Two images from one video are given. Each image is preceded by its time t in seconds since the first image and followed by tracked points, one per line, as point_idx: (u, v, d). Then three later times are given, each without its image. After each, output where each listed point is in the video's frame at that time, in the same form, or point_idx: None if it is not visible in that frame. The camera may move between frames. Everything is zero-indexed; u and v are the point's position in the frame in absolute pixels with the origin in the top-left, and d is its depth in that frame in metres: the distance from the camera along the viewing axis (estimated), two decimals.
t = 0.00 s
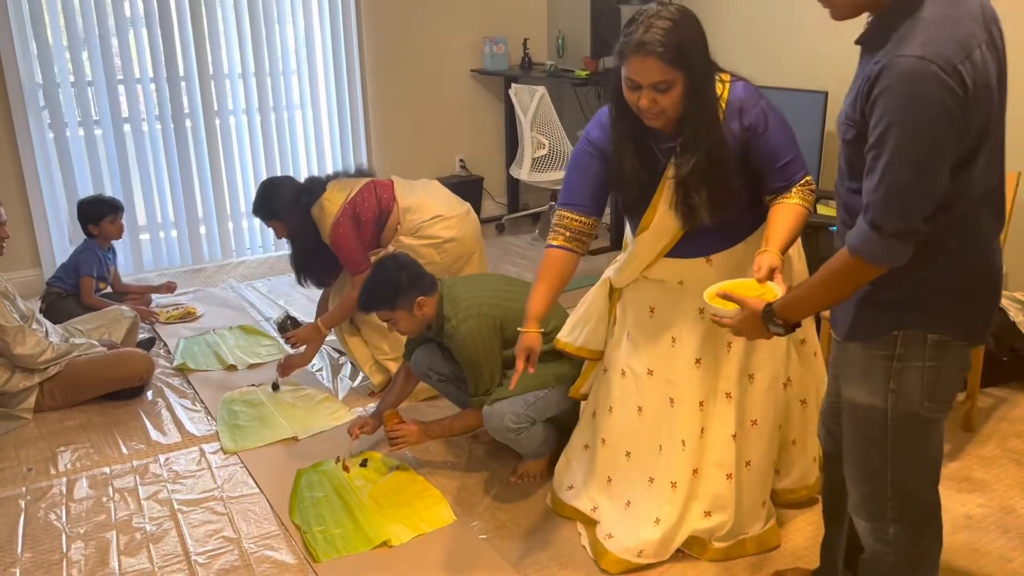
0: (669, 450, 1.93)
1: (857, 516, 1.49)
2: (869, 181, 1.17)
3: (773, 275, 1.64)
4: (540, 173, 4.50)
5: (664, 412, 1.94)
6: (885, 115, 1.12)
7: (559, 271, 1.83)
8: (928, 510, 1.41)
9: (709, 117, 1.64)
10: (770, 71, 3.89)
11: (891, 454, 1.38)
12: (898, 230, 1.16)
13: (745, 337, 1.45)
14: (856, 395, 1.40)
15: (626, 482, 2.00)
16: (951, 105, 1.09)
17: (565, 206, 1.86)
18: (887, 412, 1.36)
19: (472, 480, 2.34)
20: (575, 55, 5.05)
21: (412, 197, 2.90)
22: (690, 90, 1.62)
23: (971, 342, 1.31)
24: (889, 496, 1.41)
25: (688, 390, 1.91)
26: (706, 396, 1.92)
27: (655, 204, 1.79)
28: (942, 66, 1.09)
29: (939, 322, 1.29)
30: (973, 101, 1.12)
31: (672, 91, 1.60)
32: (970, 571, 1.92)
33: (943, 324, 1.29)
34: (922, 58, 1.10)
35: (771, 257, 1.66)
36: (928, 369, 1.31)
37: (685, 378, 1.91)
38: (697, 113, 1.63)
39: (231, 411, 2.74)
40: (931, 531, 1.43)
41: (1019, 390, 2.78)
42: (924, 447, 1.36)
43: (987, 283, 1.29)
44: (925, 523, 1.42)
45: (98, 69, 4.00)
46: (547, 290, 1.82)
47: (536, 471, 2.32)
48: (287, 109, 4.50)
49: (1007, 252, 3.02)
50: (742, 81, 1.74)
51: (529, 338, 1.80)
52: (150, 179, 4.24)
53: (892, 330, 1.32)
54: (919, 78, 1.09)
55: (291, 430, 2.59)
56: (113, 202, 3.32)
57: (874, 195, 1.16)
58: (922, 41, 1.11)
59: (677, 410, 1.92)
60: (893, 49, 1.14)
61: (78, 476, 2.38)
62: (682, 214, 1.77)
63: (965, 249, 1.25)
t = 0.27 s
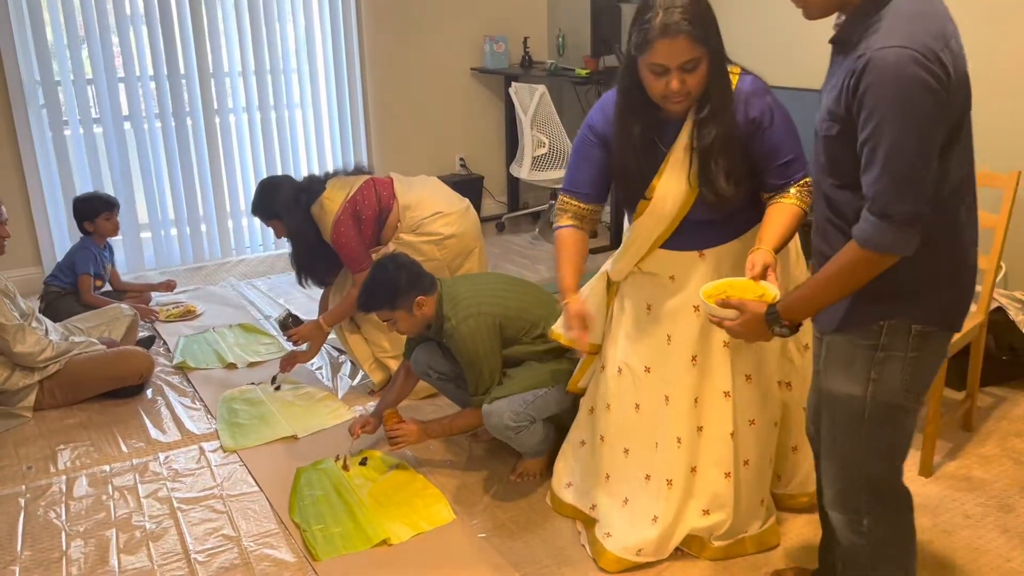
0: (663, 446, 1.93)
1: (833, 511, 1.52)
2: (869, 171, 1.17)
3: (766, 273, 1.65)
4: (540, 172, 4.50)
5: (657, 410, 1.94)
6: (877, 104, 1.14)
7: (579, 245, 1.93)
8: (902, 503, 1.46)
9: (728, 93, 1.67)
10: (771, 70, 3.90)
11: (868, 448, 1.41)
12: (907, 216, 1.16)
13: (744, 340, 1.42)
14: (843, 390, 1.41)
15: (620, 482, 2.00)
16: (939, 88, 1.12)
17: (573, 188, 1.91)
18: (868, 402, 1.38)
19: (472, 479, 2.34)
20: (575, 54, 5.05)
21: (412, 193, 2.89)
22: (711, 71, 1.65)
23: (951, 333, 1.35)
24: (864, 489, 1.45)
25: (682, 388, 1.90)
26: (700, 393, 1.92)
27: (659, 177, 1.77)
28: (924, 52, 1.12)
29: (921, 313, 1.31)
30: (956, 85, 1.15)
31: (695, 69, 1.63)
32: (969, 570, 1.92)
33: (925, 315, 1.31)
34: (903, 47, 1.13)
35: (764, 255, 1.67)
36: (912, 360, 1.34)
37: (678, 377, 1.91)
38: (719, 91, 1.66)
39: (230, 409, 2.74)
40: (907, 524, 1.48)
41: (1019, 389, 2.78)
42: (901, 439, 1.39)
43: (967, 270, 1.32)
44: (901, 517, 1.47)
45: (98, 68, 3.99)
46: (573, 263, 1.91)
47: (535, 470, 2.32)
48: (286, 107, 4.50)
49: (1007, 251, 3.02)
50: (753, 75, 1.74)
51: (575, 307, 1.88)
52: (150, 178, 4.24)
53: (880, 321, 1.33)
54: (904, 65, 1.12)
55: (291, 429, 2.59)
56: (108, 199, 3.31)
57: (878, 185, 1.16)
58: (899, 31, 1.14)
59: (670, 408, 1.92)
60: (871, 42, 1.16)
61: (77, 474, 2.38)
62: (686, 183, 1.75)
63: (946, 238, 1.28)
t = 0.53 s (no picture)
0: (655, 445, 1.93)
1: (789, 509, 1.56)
2: (882, 160, 1.22)
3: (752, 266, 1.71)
4: (540, 171, 4.50)
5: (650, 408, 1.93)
6: (885, 95, 1.20)
7: (619, 206, 1.86)
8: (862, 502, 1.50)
9: (735, 82, 1.69)
10: (772, 69, 3.89)
11: (836, 441, 1.44)
12: (925, 199, 1.21)
13: (739, 333, 1.45)
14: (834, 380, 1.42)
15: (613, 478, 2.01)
16: (939, 76, 1.19)
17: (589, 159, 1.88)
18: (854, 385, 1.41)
19: (471, 477, 2.34)
20: (576, 52, 5.05)
21: (412, 191, 2.89)
22: (719, 59, 1.67)
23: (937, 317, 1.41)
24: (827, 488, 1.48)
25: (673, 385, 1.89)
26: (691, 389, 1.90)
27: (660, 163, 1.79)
28: (920, 44, 1.20)
29: (917, 299, 1.37)
30: (951, 79, 1.23)
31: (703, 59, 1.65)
32: (968, 569, 1.92)
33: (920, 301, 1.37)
34: (900, 40, 1.20)
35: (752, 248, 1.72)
36: (908, 346, 1.40)
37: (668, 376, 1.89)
38: (726, 80, 1.68)
39: (230, 407, 2.74)
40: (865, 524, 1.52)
41: (1018, 388, 2.78)
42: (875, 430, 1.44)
43: (955, 260, 1.39)
44: (859, 515, 1.51)
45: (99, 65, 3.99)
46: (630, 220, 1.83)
47: (534, 468, 2.32)
48: (286, 105, 4.50)
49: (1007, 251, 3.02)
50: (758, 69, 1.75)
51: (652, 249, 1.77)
52: (151, 176, 4.24)
53: (879, 309, 1.38)
54: (905, 56, 1.19)
55: (291, 426, 2.60)
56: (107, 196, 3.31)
57: (895, 171, 1.21)
58: (891, 27, 1.23)
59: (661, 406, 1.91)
60: (868, 40, 1.24)
61: (77, 472, 2.38)
62: (687, 169, 1.78)
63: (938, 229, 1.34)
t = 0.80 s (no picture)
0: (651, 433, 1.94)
1: (787, 528, 1.53)
2: (866, 164, 1.17)
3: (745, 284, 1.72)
4: (541, 168, 4.50)
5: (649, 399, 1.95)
6: (869, 97, 1.15)
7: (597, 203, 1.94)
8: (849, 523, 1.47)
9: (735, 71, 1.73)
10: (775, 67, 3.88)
11: (826, 459, 1.41)
12: (912, 207, 1.16)
13: (713, 331, 1.38)
14: (818, 400, 1.38)
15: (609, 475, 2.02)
16: (922, 77, 1.15)
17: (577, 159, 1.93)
18: (846, 413, 1.37)
19: (472, 474, 2.34)
20: (577, 50, 5.05)
21: (415, 182, 2.89)
22: (719, 48, 1.70)
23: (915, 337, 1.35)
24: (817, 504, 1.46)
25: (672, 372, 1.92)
26: (687, 374, 1.93)
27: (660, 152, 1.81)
28: (901, 45, 1.15)
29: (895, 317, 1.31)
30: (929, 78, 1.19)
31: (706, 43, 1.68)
32: (968, 568, 1.92)
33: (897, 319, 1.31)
34: (881, 41, 1.16)
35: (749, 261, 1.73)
36: (889, 366, 1.35)
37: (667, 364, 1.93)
38: (726, 68, 1.72)
39: (231, 404, 2.74)
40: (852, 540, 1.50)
41: (1019, 388, 2.78)
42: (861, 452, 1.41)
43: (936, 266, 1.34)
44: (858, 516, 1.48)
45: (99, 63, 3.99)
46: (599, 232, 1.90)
47: (533, 466, 2.32)
48: (287, 102, 4.50)
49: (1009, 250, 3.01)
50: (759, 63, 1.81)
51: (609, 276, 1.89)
52: (151, 173, 4.24)
53: (856, 333, 1.32)
54: (886, 56, 1.14)
55: (291, 423, 2.60)
56: (107, 193, 3.31)
57: (881, 177, 1.15)
58: (870, 28, 1.18)
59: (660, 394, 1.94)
60: (847, 41, 1.19)
61: (77, 468, 2.38)
62: (691, 153, 1.78)
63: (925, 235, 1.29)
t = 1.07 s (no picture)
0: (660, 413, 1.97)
1: (765, 534, 1.51)
2: (839, 173, 1.14)
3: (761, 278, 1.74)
4: (542, 166, 4.49)
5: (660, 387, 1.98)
6: (840, 103, 1.11)
7: (606, 203, 2.02)
8: (828, 531, 1.43)
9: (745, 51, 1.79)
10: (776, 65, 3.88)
11: (797, 464, 1.39)
12: (884, 218, 1.13)
13: (684, 318, 1.37)
14: (786, 406, 1.36)
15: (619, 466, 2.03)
16: (895, 83, 1.11)
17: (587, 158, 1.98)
18: (811, 418, 1.35)
19: (473, 471, 2.34)
20: (578, 48, 5.05)
21: (415, 152, 2.89)
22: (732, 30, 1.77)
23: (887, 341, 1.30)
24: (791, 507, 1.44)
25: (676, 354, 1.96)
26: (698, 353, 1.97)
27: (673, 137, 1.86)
28: (874, 48, 1.11)
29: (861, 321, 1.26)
30: (904, 83, 1.15)
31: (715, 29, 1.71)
32: (969, 566, 1.92)
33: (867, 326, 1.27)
34: (853, 45, 1.11)
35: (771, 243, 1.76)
36: (853, 369, 1.30)
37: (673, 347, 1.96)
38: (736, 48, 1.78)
39: (231, 401, 2.74)
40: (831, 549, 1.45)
41: (1020, 387, 2.78)
42: (834, 457, 1.37)
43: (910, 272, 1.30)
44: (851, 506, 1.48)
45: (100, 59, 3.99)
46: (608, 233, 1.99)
47: (535, 463, 2.32)
48: (288, 99, 4.50)
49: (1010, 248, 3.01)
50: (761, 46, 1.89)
51: (614, 276, 2.01)
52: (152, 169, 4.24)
53: (818, 338, 1.29)
54: (858, 60, 1.10)
55: (292, 420, 2.60)
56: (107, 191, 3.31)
57: (854, 187, 1.12)
58: (842, 30, 1.14)
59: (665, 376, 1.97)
60: (818, 44, 1.14)
61: (78, 465, 2.38)
62: (708, 132, 1.82)
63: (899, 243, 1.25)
